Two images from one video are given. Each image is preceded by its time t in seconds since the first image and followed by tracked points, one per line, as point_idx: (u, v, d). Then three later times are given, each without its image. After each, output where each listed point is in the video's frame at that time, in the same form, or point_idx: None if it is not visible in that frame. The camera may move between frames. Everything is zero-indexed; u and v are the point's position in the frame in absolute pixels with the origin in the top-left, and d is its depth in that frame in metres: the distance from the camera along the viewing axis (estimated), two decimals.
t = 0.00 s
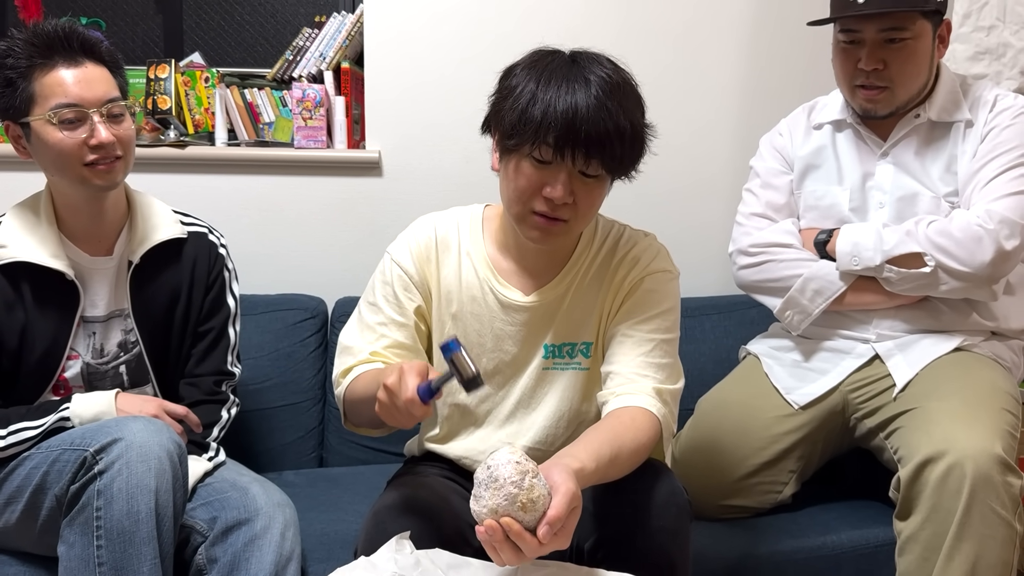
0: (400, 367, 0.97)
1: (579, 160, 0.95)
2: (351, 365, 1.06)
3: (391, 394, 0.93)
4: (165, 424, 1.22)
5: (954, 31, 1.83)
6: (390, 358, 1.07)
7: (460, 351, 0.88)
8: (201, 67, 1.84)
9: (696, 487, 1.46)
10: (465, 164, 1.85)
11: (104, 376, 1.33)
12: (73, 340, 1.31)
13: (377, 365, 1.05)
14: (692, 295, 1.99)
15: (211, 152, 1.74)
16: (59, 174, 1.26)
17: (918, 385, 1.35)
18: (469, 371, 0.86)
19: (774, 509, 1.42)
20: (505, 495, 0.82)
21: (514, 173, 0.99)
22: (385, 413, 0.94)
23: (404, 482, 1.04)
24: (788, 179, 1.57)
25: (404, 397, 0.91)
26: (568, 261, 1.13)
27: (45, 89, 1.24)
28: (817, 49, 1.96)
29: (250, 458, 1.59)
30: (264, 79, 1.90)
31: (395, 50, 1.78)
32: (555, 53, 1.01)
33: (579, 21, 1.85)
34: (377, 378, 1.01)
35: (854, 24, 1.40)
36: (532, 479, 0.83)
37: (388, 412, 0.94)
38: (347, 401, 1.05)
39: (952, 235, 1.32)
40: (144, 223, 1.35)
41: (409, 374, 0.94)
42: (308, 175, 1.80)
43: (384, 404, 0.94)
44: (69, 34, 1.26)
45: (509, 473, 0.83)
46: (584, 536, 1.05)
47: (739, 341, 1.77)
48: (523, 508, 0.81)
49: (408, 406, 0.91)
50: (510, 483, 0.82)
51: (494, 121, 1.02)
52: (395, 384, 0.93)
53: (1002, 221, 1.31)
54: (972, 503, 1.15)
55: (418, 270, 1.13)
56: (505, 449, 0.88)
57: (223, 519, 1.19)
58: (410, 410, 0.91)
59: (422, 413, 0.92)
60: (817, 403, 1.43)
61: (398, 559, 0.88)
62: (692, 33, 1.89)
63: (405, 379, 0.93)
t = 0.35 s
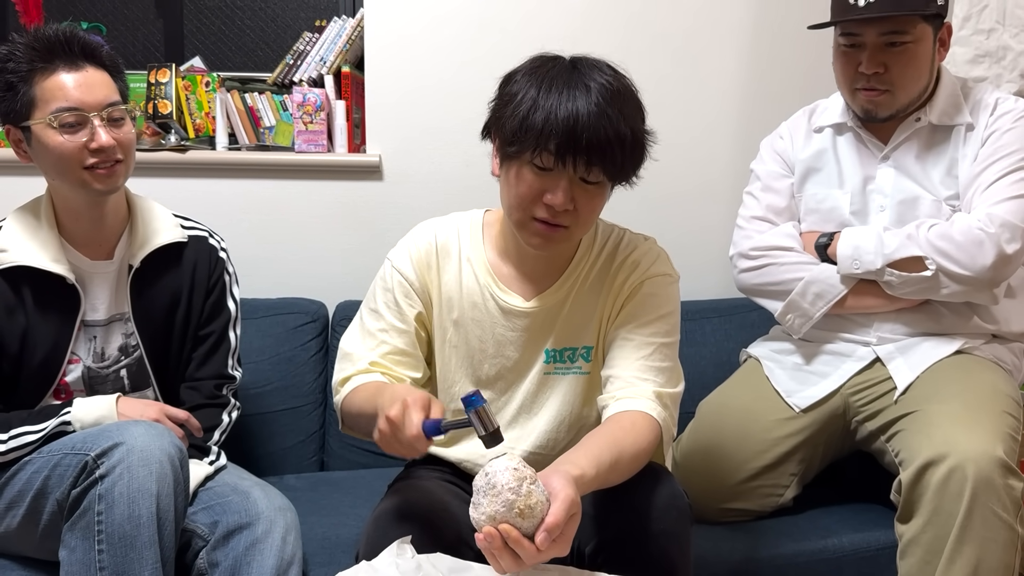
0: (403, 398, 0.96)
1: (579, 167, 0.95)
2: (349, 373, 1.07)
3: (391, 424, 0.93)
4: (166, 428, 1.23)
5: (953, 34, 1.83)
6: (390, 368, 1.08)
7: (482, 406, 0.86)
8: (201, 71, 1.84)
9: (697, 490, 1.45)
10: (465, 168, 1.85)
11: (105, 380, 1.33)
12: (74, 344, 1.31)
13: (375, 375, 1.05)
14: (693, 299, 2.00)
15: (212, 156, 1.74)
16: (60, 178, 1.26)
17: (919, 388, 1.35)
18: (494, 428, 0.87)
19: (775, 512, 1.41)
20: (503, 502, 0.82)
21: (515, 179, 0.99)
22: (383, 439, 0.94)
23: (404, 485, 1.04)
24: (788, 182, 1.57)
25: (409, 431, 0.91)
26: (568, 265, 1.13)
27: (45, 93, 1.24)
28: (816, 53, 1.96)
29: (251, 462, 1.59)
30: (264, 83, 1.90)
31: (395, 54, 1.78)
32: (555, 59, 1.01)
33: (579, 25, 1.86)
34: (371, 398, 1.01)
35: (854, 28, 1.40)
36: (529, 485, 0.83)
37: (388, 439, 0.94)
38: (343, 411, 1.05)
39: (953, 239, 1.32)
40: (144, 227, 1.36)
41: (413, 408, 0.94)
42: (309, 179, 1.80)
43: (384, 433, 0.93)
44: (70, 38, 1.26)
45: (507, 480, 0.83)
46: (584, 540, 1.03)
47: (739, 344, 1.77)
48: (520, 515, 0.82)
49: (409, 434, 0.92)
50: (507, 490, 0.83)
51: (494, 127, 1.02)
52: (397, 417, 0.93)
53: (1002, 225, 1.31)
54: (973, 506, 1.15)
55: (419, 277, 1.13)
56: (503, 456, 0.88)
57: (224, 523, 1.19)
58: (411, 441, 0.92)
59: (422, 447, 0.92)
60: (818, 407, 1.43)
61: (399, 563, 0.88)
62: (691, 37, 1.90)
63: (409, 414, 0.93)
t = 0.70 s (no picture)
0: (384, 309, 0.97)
1: (582, 186, 0.95)
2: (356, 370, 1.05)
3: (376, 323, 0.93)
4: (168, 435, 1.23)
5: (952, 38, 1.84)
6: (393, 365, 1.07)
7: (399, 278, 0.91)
8: (201, 77, 1.85)
9: (697, 494, 1.46)
10: (465, 173, 1.85)
11: (106, 387, 1.34)
12: (75, 351, 1.31)
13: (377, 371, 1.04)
14: (693, 302, 2.00)
15: (212, 162, 1.75)
16: (61, 185, 1.27)
17: (919, 393, 1.35)
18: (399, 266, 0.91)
19: (775, 517, 1.42)
20: (513, 500, 0.83)
21: (517, 195, 1.00)
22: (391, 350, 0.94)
23: (406, 491, 1.04)
24: (787, 187, 1.58)
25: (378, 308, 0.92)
26: (569, 271, 1.13)
27: (47, 101, 1.24)
28: (815, 57, 1.97)
29: (252, 468, 1.59)
30: (264, 89, 1.91)
31: (395, 60, 1.79)
32: (560, 73, 1.01)
33: (578, 30, 1.86)
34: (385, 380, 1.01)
35: (853, 33, 1.40)
36: (539, 485, 0.84)
37: (386, 352, 0.95)
38: (351, 407, 1.04)
39: (952, 243, 1.33)
40: (145, 234, 1.36)
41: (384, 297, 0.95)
42: (309, 185, 1.80)
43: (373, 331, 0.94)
44: (71, 46, 1.27)
45: (518, 478, 0.84)
46: (584, 545, 1.05)
47: (739, 349, 1.77)
48: (530, 513, 0.82)
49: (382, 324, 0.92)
50: (518, 488, 0.83)
51: (497, 140, 1.02)
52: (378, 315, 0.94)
53: (1001, 230, 1.32)
54: (973, 511, 1.15)
55: (421, 281, 1.13)
56: (513, 454, 0.89)
57: (225, 529, 1.20)
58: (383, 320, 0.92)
59: (390, 316, 0.91)
60: (818, 411, 1.43)
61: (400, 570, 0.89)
62: (690, 41, 1.90)
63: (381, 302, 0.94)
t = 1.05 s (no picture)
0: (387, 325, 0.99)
1: (587, 174, 0.95)
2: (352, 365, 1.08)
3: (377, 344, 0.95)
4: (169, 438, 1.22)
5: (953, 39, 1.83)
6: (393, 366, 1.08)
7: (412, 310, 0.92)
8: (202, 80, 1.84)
9: (700, 496, 1.45)
10: (466, 175, 1.85)
11: (107, 391, 1.33)
12: (76, 354, 1.31)
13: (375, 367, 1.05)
14: (695, 304, 1.99)
15: (213, 165, 1.75)
16: (62, 188, 1.26)
17: (923, 394, 1.34)
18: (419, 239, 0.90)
19: (778, 519, 1.41)
20: (523, 489, 0.82)
21: (520, 185, 0.99)
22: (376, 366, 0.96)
23: (409, 494, 1.04)
24: (790, 188, 1.57)
25: (387, 332, 0.93)
26: (571, 271, 1.13)
27: (48, 104, 1.24)
28: (816, 58, 1.96)
29: (253, 471, 1.59)
30: (265, 92, 1.91)
31: (396, 62, 1.79)
32: (562, 66, 1.02)
33: (580, 32, 1.86)
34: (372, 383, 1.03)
35: (856, 33, 1.40)
36: (550, 475, 0.83)
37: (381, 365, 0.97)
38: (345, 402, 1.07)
39: (955, 244, 1.32)
40: (146, 237, 1.36)
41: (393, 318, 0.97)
42: (310, 188, 1.80)
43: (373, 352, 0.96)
44: (72, 49, 1.27)
45: (527, 468, 0.83)
46: (591, 548, 1.03)
47: (742, 351, 1.77)
48: (540, 504, 0.81)
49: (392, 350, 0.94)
50: (528, 477, 0.82)
51: (500, 133, 1.02)
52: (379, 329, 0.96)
53: (1005, 230, 1.31)
54: (978, 512, 1.15)
55: (422, 280, 1.12)
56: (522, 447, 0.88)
57: (226, 533, 1.19)
58: (393, 348, 0.93)
59: (406, 351, 0.93)
60: (821, 412, 1.43)
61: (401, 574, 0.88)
62: (692, 43, 1.90)
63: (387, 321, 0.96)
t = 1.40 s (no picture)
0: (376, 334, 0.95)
1: (581, 171, 0.95)
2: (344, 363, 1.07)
3: (366, 359, 0.91)
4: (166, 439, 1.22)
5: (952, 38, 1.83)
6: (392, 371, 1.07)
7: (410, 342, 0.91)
8: (200, 82, 1.85)
9: (700, 496, 1.45)
10: (464, 176, 1.85)
11: (104, 393, 1.33)
12: (74, 356, 1.31)
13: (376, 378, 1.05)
14: (694, 304, 1.99)
15: (211, 167, 1.75)
16: (58, 190, 1.26)
17: (923, 393, 1.34)
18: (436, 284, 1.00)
19: (778, 519, 1.41)
20: (509, 504, 0.82)
21: (515, 182, 0.99)
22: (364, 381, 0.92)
23: (405, 497, 1.04)
24: (789, 187, 1.57)
25: (382, 355, 0.90)
26: (570, 271, 1.13)
27: (43, 105, 1.24)
28: (815, 57, 1.96)
29: (252, 473, 1.59)
30: (264, 94, 1.91)
31: (394, 63, 1.79)
32: (557, 64, 1.02)
33: (578, 33, 1.86)
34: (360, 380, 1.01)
35: (855, 31, 1.40)
36: (536, 488, 0.83)
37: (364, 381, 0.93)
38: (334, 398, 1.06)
39: (955, 243, 1.32)
40: (143, 238, 1.36)
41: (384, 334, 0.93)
42: (308, 189, 1.80)
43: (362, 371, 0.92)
44: (68, 50, 1.27)
45: (513, 482, 0.83)
46: (590, 548, 1.02)
47: (741, 350, 1.76)
48: (526, 517, 0.81)
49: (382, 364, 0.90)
50: (514, 492, 0.82)
51: (495, 131, 1.02)
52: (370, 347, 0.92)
53: (1004, 229, 1.31)
54: (978, 512, 1.14)
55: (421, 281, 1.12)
56: (510, 459, 0.88)
57: (224, 535, 1.19)
58: (388, 369, 0.90)
59: (400, 372, 0.91)
60: (822, 411, 1.42)
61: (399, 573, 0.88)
62: (690, 43, 1.90)
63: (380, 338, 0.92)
